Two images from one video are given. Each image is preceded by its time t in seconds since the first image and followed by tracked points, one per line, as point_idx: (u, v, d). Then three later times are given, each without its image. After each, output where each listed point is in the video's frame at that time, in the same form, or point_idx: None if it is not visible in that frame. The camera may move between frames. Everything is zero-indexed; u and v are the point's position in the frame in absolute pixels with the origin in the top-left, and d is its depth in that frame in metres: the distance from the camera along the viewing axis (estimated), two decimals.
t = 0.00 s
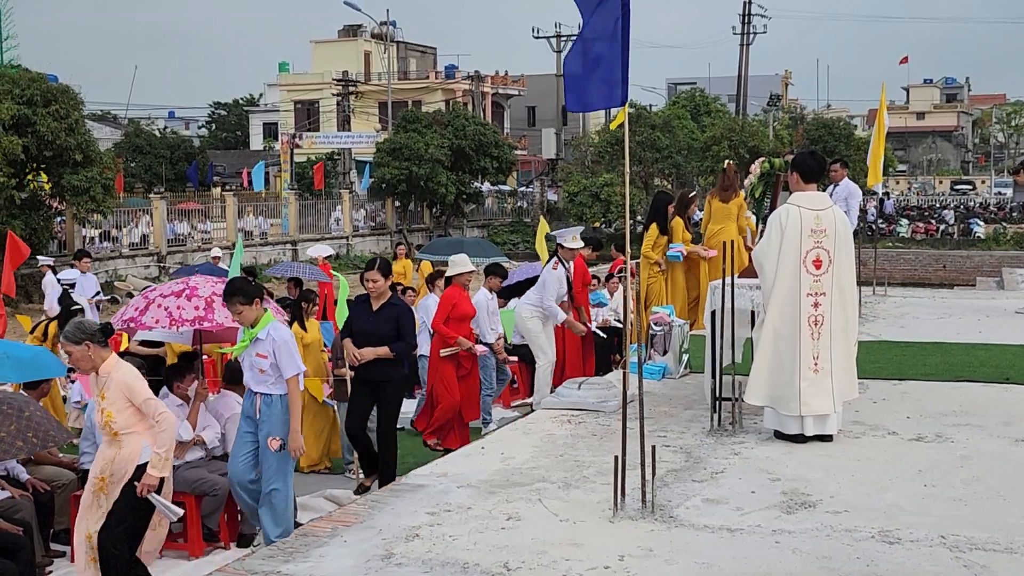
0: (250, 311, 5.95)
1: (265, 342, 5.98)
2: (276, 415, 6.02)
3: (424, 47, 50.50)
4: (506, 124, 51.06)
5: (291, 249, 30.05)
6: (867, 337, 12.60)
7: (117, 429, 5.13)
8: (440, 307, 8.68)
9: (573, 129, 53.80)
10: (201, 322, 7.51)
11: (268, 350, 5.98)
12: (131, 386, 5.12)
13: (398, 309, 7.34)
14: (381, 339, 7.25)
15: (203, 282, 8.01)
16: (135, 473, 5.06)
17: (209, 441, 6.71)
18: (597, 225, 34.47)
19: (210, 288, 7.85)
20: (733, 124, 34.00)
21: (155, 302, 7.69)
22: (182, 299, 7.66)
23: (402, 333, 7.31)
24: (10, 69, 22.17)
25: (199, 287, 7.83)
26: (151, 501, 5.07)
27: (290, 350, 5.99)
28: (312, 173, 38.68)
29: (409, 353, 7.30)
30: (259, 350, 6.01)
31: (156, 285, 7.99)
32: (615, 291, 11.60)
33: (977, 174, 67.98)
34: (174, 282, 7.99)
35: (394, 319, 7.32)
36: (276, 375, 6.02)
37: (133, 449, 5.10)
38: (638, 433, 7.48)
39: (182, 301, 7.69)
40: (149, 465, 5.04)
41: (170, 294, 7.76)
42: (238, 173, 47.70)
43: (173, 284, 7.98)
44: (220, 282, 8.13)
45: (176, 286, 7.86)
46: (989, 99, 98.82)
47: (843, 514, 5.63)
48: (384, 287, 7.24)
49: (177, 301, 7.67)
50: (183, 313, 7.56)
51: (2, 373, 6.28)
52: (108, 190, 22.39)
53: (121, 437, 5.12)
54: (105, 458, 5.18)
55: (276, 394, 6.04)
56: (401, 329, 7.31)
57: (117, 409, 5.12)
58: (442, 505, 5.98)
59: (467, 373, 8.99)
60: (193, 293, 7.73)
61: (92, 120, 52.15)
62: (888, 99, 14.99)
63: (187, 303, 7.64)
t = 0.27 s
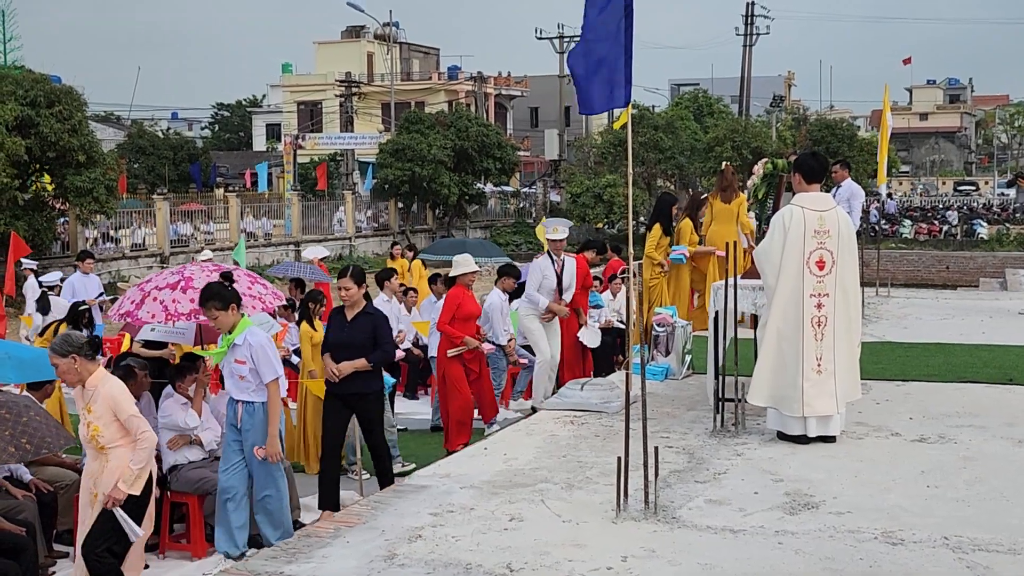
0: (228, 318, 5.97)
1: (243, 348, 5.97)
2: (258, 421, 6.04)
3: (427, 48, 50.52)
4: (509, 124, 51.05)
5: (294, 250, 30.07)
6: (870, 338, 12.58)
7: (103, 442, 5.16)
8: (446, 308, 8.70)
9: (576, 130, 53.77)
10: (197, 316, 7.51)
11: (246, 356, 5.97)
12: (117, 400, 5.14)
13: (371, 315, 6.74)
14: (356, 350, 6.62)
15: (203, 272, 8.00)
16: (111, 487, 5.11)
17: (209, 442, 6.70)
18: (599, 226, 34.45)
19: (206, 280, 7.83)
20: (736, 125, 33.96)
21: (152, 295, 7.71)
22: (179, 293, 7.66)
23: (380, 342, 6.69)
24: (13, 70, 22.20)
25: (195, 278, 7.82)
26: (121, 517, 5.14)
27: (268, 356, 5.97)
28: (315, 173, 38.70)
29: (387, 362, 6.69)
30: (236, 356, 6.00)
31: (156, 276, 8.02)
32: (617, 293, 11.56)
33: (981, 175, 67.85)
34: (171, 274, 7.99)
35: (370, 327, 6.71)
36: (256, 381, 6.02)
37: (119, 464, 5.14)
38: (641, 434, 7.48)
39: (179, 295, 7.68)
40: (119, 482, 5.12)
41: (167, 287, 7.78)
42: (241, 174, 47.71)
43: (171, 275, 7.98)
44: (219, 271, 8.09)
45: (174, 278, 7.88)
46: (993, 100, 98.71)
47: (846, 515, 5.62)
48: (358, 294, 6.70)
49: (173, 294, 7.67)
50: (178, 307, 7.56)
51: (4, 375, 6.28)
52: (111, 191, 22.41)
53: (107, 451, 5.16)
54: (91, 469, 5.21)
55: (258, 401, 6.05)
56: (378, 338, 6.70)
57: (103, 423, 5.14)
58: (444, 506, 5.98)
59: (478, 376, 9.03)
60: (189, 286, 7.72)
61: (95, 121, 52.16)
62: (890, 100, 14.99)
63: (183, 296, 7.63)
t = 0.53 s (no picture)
0: (199, 320, 5.84)
1: (210, 349, 5.81)
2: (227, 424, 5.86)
3: (429, 49, 50.55)
4: (512, 125, 51.08)
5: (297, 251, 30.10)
6: (873, 339, 12.57)
7: (87, 457, 5.35)
8: (448, 310, 8.75)
9: (579, 131, 53.78)
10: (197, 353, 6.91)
11: (214, 358, 5.81)
12: (107, 420, 5.33)
13: (352, 315, 6.73)
14: (336, 348, 6.63)
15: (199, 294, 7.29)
16: (90, 504, 5.36)
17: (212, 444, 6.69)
18: (602, 227, 34.44)
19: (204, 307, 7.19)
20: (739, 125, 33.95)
21: (148, 325, 7.11)
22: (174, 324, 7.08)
23: (362, 341, 6.68)
24: (16, 71, 22.22)
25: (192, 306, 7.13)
26: (99, 534, 5.41)
27: (237, 356, 5.80)
28: (318, 174, 38.71)
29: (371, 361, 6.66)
30: (206, 358, 5.84)
31: (153, 297, 7.35)
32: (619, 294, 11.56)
33: (984, 176, 67.79)
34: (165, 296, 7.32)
35: (350, 326, 6.70)
36: (225, 384, 5.84)
37: (100, 481, 5.35)
38: (643, 435, 7.48)
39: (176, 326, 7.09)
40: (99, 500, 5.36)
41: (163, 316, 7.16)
42: (244, 175, 47.73)
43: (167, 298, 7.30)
44: (217, 291, 7.37)
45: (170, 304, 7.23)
46: (996, 100, 98.64)
47: (849, 516, 5.62)
48: (333, 292, 6.68)
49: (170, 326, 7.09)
50: (175, 342, 6.97)
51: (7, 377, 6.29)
52: (114, 192, 22.43)
53: (91, 466, 5.36)
54: (73, 481, 5.43)
55: (228, 404, 5.86)
56: (358, 337, 6.69)
57: (90, 439, 5.32)
58: (447, 507, 5.99)
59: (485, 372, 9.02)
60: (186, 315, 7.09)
61: (98, 121, 52.19)
62: (893, 100, 14.98)
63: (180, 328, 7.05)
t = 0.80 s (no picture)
0: (170, 325, 5.54)
1: (182, 357, 5.53)
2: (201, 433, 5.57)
3: (433, 50, 50.61)
4: (515, 126, 51.10)
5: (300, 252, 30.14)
6: (876, 340, 12.56)
7: (67, 456, 5.35)
8: (453, 311, 8.70)
9: (582, 131, 53.79)
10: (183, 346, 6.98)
11: (186, 366, 5.53)
12: (86, 420, 5.29)
13: (331, 329, 6.53)
14: (318, 365, 6.45)
15: (199, 288, 7.35)
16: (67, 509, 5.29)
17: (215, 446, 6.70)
18: (605, 228, 34.44)
19: (201, 301, 7.22)
20: (742, 126, 33.85)
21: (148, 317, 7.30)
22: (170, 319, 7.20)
23: (344, 356, 6.51)
24: (20, 72, 22.26)
25: (188, 301, 7.22)
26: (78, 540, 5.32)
27: (211, 364, 5.53)
28: (321, 175, 38.75)
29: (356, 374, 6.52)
30: (177, 366, 5.56)
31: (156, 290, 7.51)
32: (622, 294, 11.60)
33: (987, 177, 67.73)
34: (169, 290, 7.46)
35: (332, 342, 6.51)
36: (199, 393, 5.55)
37: (75, 483, 5.31)
38: (646, 435, 7.48)
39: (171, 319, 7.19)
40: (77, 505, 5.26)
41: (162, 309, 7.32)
42: (247, 176, 47.77)
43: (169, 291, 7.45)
44: (217, 284, 7.40)
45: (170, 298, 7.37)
46: (1000, 101, 98.57)
47: (851, 517, 5.62)
48: (311, 305, 6.45)
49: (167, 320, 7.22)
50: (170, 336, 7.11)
51: (11, 377, 6.29)
52: (117, 193, 22.47)
53: (69, 466, 5.34)
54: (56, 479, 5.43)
55: (201, 412, 5.57)
56: (341, 352, 6.51)
57: (70, 438, 5.32)
58: (450, 507, 5.99)
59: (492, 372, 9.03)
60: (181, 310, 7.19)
61: (102, 122, 52.26)
62: (896, 101, 14.97)
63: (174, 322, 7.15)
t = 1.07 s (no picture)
0: (125, 336, 5.47)
1: (139, 371, 5.46)
2: (161, 444, 5.46)
3: (436, 50, 50.64)
4: (518, 127, 51.11)
5: (303, 252, 30.17)
6: (879, 340, 12.56)
7: (47, 460, 5.18)
8: (468, 316, 8.66)
9: (585, 132, 53.80)
10: (180, 353, 6.98)
11: (143, 379, 5.44)
12: (71, 421, 5.16)
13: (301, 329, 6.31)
14: (289, 366, 6.25)
15: (199, 294, 7.34)
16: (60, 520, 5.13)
17: (217, 447, 6.70)
18: (609, 228, 34.45)
19: (199, 308, 7.19)
20: (745, 127, 33.81)
21: (147, 321, 7.33)
22: (168, 324, 7.20)
23: (316, 357, 6.29)
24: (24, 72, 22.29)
25: (186, 307, 7.21)
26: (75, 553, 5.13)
27: (166, 376, 5.40)
28: (324, 176, 38.79)
29: (327, 376, 6.30)
30: (135, 379, 5.49)
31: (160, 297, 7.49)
32: (626, 295, 11.66)
33: (991, 177, 67.62)
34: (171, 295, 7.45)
35: (303, 343, 6.28)
36: (157, 405, 5.46)
37: (57, 488, 5.16)
38: (649, 436, 7.48)
39: (173, 326, 7.17)
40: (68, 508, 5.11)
41: (161, 314, 7.32)
42: (251, 176, 47.81)
43: (170, 296, 7.45)
44: (218, 291, 7.39)
45: (170, 303, 7.36)
46: (1004, 102, 98.50)
47: (854, 517, 5.62)
48: (286, 305, 6.24)
49: (164, 325, 7.22)
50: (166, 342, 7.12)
51: (11, 376, 6.32)
52: (121, 194, 22.50)
53: (51, 470, 5.17)
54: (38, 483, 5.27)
55: (161, 424, 5.47)
56: (313, 352, 6.29)
57: (51, 441, 5.16)
58: (452, 507, 5.99)
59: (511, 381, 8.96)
60: (180, 317, 7.17)
61: (106, 123, 52.32)
62: (899, 101, 14.97)
63: (172, 328, 7.15)
